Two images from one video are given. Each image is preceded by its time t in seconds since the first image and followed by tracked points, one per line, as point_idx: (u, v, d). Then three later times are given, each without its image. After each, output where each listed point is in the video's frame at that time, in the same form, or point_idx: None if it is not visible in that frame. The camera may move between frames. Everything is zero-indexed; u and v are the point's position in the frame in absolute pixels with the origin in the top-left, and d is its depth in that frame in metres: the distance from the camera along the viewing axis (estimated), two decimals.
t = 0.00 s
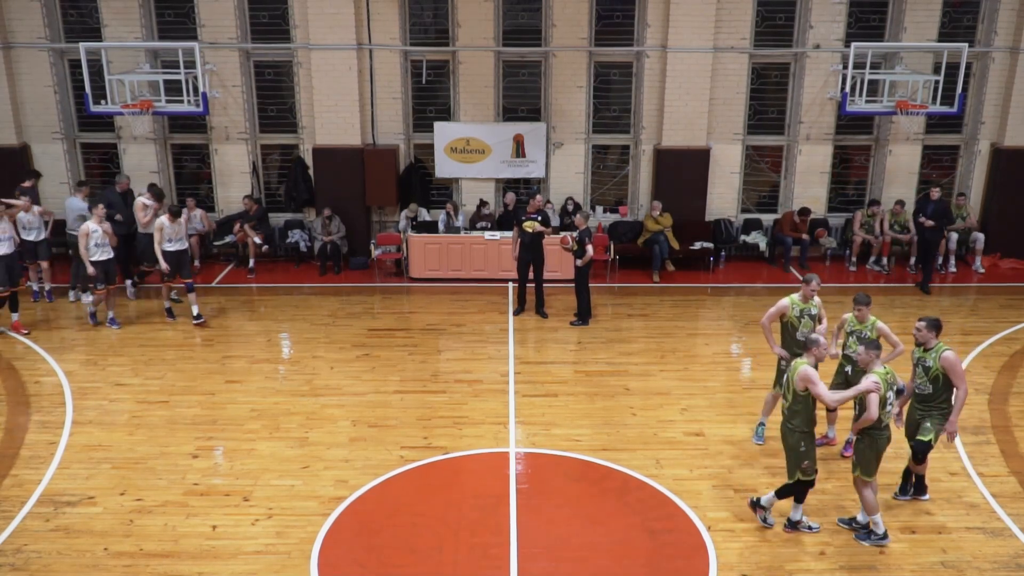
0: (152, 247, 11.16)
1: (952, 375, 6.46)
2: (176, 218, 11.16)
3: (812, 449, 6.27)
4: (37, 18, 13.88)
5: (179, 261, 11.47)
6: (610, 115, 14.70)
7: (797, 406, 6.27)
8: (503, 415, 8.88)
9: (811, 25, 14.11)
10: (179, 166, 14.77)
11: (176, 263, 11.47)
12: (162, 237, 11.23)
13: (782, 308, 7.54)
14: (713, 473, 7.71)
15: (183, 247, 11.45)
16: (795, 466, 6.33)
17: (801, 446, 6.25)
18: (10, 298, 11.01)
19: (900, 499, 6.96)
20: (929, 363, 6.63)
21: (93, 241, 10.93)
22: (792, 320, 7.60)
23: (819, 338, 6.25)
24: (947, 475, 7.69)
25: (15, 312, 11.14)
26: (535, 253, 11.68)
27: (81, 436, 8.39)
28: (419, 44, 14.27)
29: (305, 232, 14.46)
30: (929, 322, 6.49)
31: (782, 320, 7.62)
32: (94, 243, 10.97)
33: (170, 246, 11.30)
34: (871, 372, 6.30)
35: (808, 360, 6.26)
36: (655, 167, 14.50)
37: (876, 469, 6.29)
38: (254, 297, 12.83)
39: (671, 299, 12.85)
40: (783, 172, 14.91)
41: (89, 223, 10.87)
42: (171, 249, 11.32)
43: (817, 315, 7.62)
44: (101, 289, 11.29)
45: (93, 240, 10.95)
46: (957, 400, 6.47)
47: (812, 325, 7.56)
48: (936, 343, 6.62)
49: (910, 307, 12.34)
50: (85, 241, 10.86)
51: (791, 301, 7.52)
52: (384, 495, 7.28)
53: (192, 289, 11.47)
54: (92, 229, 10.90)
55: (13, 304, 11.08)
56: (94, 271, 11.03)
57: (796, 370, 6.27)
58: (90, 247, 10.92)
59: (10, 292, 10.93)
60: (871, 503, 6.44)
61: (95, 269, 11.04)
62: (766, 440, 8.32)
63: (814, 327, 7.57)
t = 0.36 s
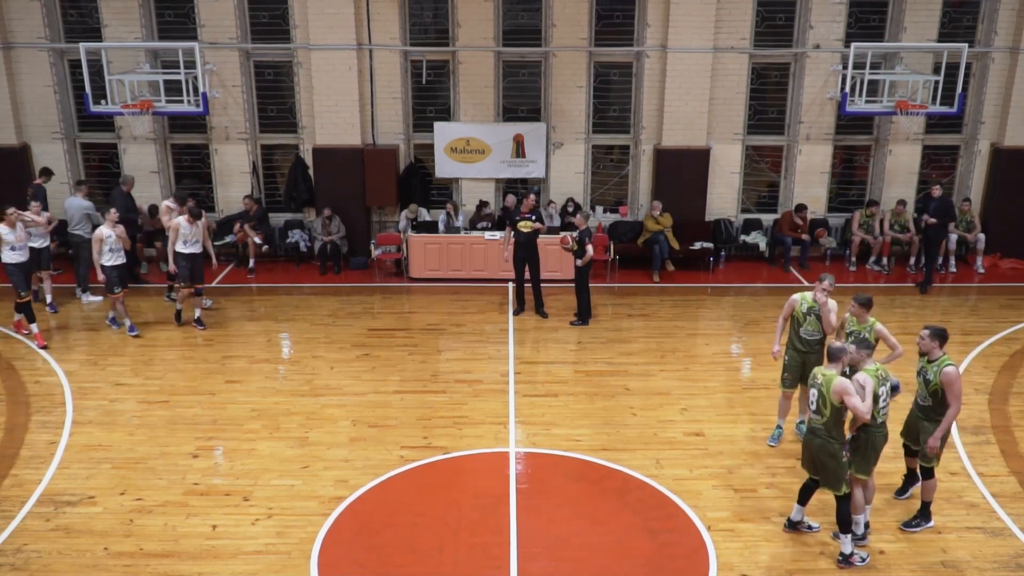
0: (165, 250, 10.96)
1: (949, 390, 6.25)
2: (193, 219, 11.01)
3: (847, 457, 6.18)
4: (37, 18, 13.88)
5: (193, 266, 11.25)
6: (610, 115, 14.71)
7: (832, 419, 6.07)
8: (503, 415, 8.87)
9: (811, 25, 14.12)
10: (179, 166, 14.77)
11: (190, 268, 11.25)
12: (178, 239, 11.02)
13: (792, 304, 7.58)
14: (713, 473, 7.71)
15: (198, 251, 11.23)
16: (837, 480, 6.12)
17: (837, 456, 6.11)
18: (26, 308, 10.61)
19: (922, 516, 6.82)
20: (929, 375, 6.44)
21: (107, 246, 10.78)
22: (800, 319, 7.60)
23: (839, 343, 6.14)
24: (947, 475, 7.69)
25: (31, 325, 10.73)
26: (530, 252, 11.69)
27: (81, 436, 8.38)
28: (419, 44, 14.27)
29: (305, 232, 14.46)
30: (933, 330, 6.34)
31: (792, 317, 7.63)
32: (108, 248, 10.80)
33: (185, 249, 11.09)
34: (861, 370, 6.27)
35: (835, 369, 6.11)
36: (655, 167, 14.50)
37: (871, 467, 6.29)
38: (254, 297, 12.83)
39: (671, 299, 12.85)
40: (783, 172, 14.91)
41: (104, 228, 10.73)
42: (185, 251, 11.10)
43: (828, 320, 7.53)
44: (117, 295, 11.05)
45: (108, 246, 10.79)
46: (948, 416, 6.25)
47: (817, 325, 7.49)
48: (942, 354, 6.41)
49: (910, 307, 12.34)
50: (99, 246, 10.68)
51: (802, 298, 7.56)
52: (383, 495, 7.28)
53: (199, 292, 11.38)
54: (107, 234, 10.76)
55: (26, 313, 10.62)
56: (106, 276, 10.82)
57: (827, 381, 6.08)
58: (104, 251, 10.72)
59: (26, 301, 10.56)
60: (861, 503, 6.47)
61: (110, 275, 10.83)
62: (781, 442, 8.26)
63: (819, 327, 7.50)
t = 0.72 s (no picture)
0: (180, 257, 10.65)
1: (953, 385, 6.26)
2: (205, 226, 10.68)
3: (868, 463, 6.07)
4: (37, 18, 13.88)
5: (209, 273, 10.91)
6: (610, 115, 14.71)
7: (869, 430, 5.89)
8: (503, 415, 8.88)
9: (811, 25, 14.12)
10: (179, 166, 14.77)
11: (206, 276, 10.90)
12: (191, 245, 10.72)
13: (794, 305, 7.57)
14: (713, 473, 7.71)
15: (214, 258, 10.91)
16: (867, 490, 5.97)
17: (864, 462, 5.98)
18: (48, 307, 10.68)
19: (923, 516, 6.83)
20: (932, 371, 6.46)
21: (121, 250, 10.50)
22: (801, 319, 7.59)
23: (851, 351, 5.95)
24: (947, 475, 7.69)
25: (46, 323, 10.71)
26: (525, 251, 11.68)
27: (81, 436, 8.38)
28: (419, 44, 14.27)
29: (305, 232, 14.46)
30: (939, 326, 6.35)
31: (793, 318, 7.62)
32: (123, 252, 10.53)
33: (200, 257, 10.77)
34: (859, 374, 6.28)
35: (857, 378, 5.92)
36: (655, 167, 14.49)
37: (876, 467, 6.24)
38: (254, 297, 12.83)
39: (671, 299, 12.85)
40: (783, 172, 14.91)
41: (116, 232, 10.44)
42: (201, 259, 10.77)
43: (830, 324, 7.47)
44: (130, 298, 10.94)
45: (122, 249, 10.52)
46: (953, 411, 6.26)
47: (817, 326, 7.48)
48: (945, 350, 6.43)
49: (910, 307, 12.34)
50: (113, 251, 10.42)
51: (804, 298, 7.55)
52: (383, 495, 7.28)
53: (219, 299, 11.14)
54: (120, 238, 10.48)
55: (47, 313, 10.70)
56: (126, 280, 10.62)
57: (859, 391, 5.87)
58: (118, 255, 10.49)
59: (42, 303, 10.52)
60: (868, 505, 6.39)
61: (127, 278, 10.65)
62: (791, 444, 8.21)
63: (819, 329, 7.48)
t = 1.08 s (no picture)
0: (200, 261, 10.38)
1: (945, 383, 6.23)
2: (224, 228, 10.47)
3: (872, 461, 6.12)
4: (36, 18, 13.87)
5: (226, 277, 10.72)
6: (610, 115, 14.71)
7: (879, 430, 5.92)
8: (503, 415, 8.88)
9: (811, 25, 14.12)
10: (179, 166, 14.77)
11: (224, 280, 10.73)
12: (210, 249, 10.49)
13: (791, 308, 7.50)
14: (713, 473, 7.72)
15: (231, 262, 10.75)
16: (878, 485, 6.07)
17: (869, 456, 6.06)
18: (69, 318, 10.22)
19: (923, 516, 6.82)
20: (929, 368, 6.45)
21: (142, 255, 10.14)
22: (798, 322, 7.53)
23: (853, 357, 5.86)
24: (947, 475, 7.69)
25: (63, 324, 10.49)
26: (525, 251, 11.70)
27: (81, 436, 8.38)
28: (419, 44, 14.27)
29: (305, 232, 14.46)
30: (940, 326, 6.33)
31: (790, 321, 7.56)
32: (142, 257, 10.17)
33: (218, 261, 10.59)
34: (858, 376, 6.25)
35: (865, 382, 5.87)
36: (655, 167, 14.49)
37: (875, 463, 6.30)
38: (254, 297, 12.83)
39: (671, 299, 12.85)
40: (783, 172, 14.91)
41: (138, 237, 10.03)
42: (219, 262, 10.59)
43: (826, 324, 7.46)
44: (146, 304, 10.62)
45: (142, 255, 10.14)
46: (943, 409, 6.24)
47: (816, 328, 7.46)
48: (946, 348, 6.37)
49: (910, 307, 12.34)
50: (132, 255, 10.04)
51: (800, 301, 7.48)
52: (383, 495, 7.28)
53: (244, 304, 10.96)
54: (140, 243, 10.07)
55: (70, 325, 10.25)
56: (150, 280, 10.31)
57: (870, 394, 5.83)
58: (139, 260, 10.12)
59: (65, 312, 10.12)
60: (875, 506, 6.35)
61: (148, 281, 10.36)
62: (793, 446, 8.18)
63: (818, 331, 7.46)
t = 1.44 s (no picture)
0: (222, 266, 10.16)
1: (937, 376, 6.35)
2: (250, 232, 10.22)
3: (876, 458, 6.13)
4: (36, 18, 13.88)
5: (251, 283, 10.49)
6: (611, 115, 14.71)
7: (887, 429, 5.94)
8: (503, 415, 8.87)
9: (811, 25, 14.11)
10: (179, 166, 14.77)
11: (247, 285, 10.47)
12: (234, 253, 10.28)
13: (787, 310, 7.48)
14: (713, 473, 7.72)
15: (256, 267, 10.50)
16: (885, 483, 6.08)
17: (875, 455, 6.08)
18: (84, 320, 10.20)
19: (923, 516, 6.83)
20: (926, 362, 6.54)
21: (157, 258, 9.99)
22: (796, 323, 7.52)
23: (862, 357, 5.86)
24: (947, 475, 7.69)
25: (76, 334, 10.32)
26: (524, 251, 11.71)
27: (81, 436, 8.38)
28: (419, 44, 14.27)
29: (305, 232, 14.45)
30: (940, 322, 6.41)
31: (787, 324, 7.55)
32: (158, 260, 10.01)
33: (242, 265, 10.34)
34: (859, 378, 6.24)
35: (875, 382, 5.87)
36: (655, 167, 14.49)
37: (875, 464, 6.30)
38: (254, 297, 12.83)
39: (671, 299, 12.85)
40: (782, 172, 14.91)
41: (153, 239, 9.89)
42: (242, 268, 10.36)
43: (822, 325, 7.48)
44: (168, 308, 10.35)
45: (158, 257, 9.99)
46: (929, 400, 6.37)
47: (813, 329, 7.46)
48: (945, 343, 6.46)
49: (910, 307, 12.34)
50: (147, 257, 9.92)
51: (798, 303, 7.45)
52: (383, 495, 7.28)
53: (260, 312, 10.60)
54: (156, 245, 9.91)
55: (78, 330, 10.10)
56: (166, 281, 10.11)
57: (880, 393, 5.84)
58: (155, 264, 9.96)
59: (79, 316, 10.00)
60: (878, 506, 6.35)
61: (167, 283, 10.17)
62: (793, 446, 8.16)
63: (816, 332, 7.46)
